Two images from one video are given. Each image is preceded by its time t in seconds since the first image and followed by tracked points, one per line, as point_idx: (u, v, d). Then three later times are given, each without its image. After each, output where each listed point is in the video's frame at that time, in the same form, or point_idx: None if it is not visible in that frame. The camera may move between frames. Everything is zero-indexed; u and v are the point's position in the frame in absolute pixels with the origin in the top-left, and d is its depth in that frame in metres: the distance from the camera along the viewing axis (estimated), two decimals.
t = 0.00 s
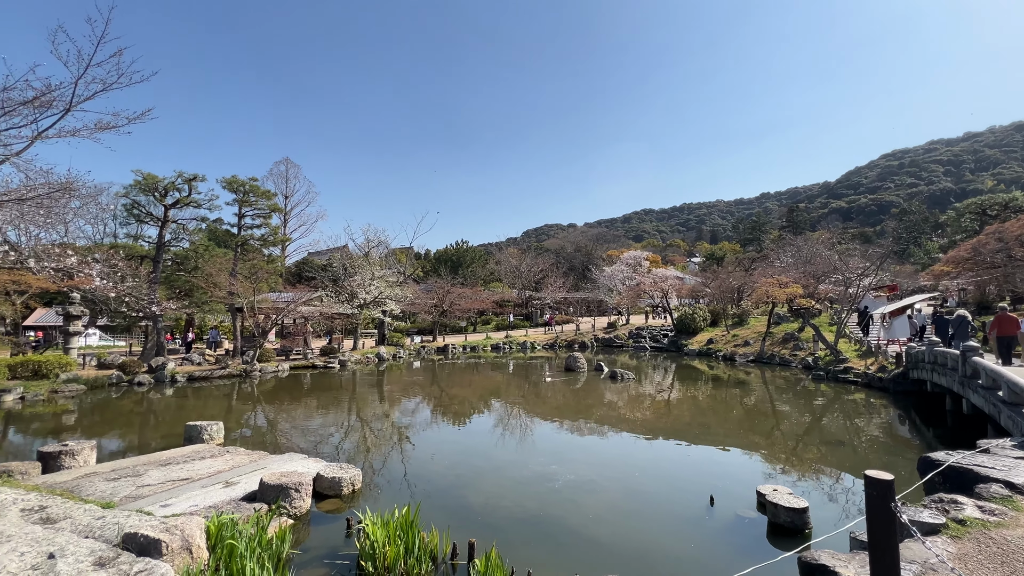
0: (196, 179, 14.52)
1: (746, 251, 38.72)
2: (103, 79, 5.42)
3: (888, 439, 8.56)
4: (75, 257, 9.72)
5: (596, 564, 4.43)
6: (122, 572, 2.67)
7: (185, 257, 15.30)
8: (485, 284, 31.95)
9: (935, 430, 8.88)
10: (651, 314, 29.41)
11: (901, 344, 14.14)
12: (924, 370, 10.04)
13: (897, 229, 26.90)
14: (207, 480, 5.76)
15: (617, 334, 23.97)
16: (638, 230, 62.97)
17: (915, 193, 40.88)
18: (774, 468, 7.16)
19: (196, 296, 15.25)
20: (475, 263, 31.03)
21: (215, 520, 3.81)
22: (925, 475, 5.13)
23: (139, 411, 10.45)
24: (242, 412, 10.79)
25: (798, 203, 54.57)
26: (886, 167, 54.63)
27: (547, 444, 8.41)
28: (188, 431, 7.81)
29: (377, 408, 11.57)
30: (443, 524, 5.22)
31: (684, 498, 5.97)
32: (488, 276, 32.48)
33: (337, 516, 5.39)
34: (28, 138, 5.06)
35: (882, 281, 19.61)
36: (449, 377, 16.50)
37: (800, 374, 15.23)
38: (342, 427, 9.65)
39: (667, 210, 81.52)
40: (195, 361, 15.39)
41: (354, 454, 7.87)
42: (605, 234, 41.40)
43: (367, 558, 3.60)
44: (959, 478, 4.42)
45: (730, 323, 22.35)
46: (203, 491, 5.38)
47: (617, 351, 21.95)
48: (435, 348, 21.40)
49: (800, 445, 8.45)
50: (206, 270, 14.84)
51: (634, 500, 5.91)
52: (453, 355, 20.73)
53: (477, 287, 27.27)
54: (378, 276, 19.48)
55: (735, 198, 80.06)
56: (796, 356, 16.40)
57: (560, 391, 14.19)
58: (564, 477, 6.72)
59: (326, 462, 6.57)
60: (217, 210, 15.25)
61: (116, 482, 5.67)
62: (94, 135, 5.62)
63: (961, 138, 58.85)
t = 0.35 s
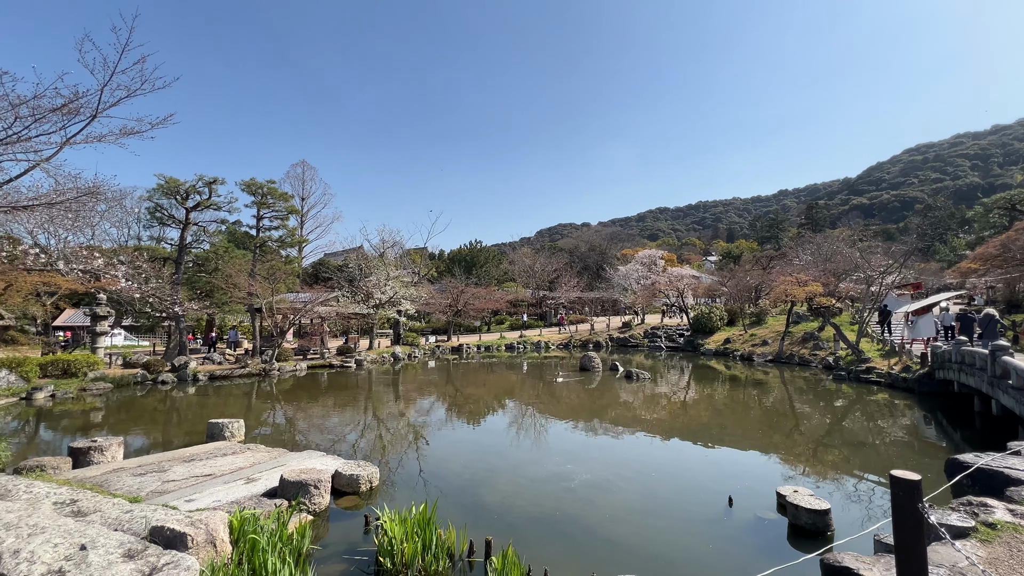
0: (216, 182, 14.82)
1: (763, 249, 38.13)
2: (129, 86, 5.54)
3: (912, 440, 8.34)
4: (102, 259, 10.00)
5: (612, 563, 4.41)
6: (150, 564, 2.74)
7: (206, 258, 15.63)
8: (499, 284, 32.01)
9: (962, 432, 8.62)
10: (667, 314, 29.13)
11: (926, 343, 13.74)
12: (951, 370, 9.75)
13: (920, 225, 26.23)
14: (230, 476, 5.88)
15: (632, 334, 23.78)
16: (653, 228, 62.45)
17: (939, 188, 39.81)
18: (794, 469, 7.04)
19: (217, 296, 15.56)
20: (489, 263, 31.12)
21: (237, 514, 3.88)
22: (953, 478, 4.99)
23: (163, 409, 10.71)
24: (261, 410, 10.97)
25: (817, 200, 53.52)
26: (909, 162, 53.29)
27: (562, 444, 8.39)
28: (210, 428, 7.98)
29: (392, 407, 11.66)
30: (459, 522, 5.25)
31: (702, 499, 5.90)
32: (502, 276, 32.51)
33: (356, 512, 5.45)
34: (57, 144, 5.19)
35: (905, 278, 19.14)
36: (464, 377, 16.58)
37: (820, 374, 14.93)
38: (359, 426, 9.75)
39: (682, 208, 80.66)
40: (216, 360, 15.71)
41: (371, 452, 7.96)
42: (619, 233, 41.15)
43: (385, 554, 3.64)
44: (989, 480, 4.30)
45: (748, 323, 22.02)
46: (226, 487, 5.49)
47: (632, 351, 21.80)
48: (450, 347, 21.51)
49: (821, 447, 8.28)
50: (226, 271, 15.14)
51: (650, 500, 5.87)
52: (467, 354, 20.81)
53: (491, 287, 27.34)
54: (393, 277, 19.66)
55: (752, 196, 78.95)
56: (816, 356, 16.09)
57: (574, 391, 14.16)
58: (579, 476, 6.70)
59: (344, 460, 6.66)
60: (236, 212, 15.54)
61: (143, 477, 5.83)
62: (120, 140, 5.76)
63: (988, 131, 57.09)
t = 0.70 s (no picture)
0: (227, 183, 14.97)
1: (773, 247, 37.80)
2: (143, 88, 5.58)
3: (926, 440, 8.23)
4: (116, 259, 10.15)
5: (620, 560, 4.41)
6: (164, 557, 2.78)
7: (217, 258, 15.81)
8: (506, 283, 32.07)
9: (978, 432, 8.49)
10: (675, 313, 28.98)
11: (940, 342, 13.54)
12: (966, 370, 9.60)
13: (934, 222, 25.86)
14: (241, 473, 5.94)
15: (640, 333, 23.69)
16: (661, 227, 62.16)
17: (953, 185, 39.19)
18: (805, 469, 6.97)
19: (228, 296, 15.73)
20: (496, 263, 31.17)
21: (249, 509, 3.94)
22: (969, 478, 4.92)
23: (175, 407, 10.86)
24: (272, 408, 11.08)
25: (828, 197, 52.93)
26: (923, 158, 52.49)
27: (570, 443, 8.38)
28: (222, 426, 8.08)
29: (401, 406, 11.73)
30: (467, 519, 5.27)
31: (712, 498, 5.87)
32: (510, 275, 32.55)
33: (365, 509, 5.49)
34: (72, 146, 5.24)
35: (918, 277, 18.89)
36: (472, 376, 16.63)
37: (831, 373, 14.77)
38: (367, 424, 9.82)
39: (691, 207, 80.17)
40: (227, 359, 15.90)
41: (380, 450, 8.01)
42: (627, 232, 40.99)
43: (394, 549, 3.67)
44: (1005, 480, 4.25)
45: (758, 322, 21.80)
46: (237, 483, 5.56)
47: (640, 350, 21.72)
48: (458, 346, 21.58)
49: (833, 446, 8.19)
50: (237, 271, 15.31)
51: (659, 499, 5.85)
52: (475, 353, 20.86)
53: (499, 286, 27.39)
54: (401, 276, 19.78)
55: (762, 194, 78.24)
56: (827, 355, 15.92)
57: (583, 390, 14.13)
58: (588, 475, 6.69)
59: (353, 457, 6.70)
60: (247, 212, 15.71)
61: (156, 473, 5.91)
62: (133, 141, 5.80)
63: (1004, 126, 56.07)
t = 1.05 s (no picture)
0: (226, 181, 14.95)
1: (773, 246, 37.82)
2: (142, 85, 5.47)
3: (925, 439, 8.23)
4: (115, 258, 10.14)
5: (619, 558, 4.42)
6: (164, 554, 2.79)
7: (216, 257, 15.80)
8: (506, 282, 32.07)
9: (977, 430, 8.49)
10: (675, 312, 29.00)
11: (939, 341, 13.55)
12: (965, 369, 9.61)
13: (933, 222, 25.88)
14: (240, 470, 5.94)
15: (640, 332, 23.70)
16: (661, 226, 62.23)
17: (953, 184, 39.22)
18: (804, 468, 6.98)
19: (227, 294, 15.72)
20: (496, 262, 31.18)
21: (249, 507, 3.94)
22: (967, 476, 4.93)
23: (175, 405, 10.86)
24: (271, 407, 11.09)
25: (827, 197, 52.94)
26: (923, 157, 52.49)
27: (569, 441, 8.38)
28: (222, 424, 8.08)
29: (400, 404, 11.72)
30: (466, 516, 5.29)
31: (710, 496, 5.88)
32: (510, 274, 32.56)
33: (364, 507, 5.50)
34: (72, 144, 5.22)
35: (917, 276, 18.91)
36: (472, 374, 16.63)
37: (830, 372, 14.78)
38: (367, 423, 9.82)
39: (691, 206, 80.20)
40: (226, 357, 15.89)
41: (380, 449, 8.01)
42: (627, 231, 41.00)
43: (394, 546, 3.67)
44: (1002, 478, 4.25)
45: (757, 321, 21.80)
46: (237, 480, 5.56)
47: (640, 349, 21.73)
48: (457, 345, 21.58)
49: (831, 445, 8.20)
50: (236, 269, 15.30)
51: (658, 497, 5.85)
52: (474, 352, 20.87)
53: (498, 285, 27.40)
54: (401, 275, 19.79)
55: (761, 193, 78.27)
56: (826, 354, 15.93)
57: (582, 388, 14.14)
58: (587, 473, 6.69)
59: (353, 455, 6.70)
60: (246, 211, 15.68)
61: (156, 471, 5.90)
62: (132, 140, 5.76)
63: (1003, 126, 56.10)
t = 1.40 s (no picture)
0: (207, 176, 14.64)
1: (754, 248, 38.51)
2: (120, 77, 5.44)
3: (899, 437, 8.46)
4: (90, 253, 9.86)
5: (602, 555, 4.44)
6: (138, 557, 2.72)
7: (196, 253, 15.47)
8: (492, 281, 32.06)
9: (948, 428, 8.76)
10: (659, 312, 29.31)
11: (913, 341, 13.92)
12: (937, 368, 9.90)
13: (907, 225, 26.65)
14: (219, 471, 5.83)
15: (624, 331, 23.89)
16: (646, 227, 62.82)
17: (927, 189, 40.39)
18: (784, 466, 7.10)
19: (207, 292, 15.42)
20: (482, 261, 31.18)
21: (227, 508, 3.87)
22: (937, 472, 5.08)
23: (152, 405, 10.60)
24: (252, 406, 10.90)
25: (807, 200, 54.10)
26: (898, 163, 53.93)
27: (554, 440, 8.41)
28: (200, 424, 7.92)
29: (384, 404, 11.58)
30: (450, 515, 5.27)
31: (692, 493, 5.96)
32: (495, 273, 32.52)
33: (346, 506, 5.44)
34: (44, 135, 5.08)
35: (893, 278, 19.43)
36: (457, 374, 16.56)
37: (809, 371, 15.10)
38: (351, 422, 9.73)
39: (675, 207, 81.15)
40: (205, 356, 15.58)
41: (364, 449, 7.92)
42: (613, 232, 41.32)
43: (376, 546, 3.64)
44: (971, 474, 4.38)
45: (739, 321, 22.14)
46: (216, 481, 5.45)
47: (624, 349, 21.92)
48: (443, 344, 21.50)
49: (810, 443, 8.37)
50: (217, 266, 15.01)
51: (641, 494, 5.91)
52: (460, 351, 20.82)
53: (484, 285, 27.36)
54: (386, 273, 19.67)
55: (744, 196, 79.57)
56: (805, 353, 16.27)
57: (567, 388, 14.21)
58: (570, 471, 6.72)
59: (335, 455, 6.63)
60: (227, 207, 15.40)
61: (131, 472, 5.76)
62: (108, 132, 5.64)
63: (975, 134, 57.94)
